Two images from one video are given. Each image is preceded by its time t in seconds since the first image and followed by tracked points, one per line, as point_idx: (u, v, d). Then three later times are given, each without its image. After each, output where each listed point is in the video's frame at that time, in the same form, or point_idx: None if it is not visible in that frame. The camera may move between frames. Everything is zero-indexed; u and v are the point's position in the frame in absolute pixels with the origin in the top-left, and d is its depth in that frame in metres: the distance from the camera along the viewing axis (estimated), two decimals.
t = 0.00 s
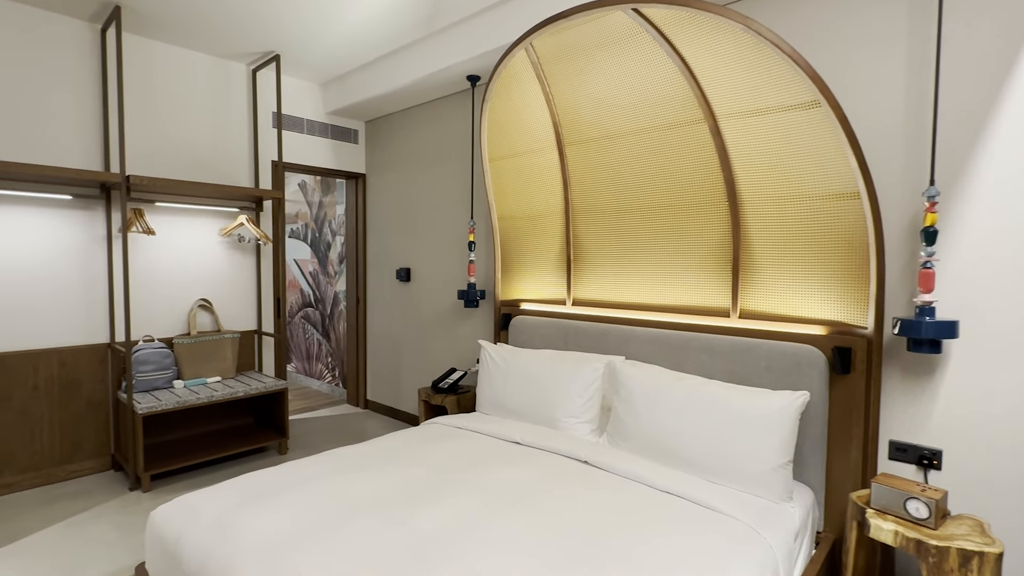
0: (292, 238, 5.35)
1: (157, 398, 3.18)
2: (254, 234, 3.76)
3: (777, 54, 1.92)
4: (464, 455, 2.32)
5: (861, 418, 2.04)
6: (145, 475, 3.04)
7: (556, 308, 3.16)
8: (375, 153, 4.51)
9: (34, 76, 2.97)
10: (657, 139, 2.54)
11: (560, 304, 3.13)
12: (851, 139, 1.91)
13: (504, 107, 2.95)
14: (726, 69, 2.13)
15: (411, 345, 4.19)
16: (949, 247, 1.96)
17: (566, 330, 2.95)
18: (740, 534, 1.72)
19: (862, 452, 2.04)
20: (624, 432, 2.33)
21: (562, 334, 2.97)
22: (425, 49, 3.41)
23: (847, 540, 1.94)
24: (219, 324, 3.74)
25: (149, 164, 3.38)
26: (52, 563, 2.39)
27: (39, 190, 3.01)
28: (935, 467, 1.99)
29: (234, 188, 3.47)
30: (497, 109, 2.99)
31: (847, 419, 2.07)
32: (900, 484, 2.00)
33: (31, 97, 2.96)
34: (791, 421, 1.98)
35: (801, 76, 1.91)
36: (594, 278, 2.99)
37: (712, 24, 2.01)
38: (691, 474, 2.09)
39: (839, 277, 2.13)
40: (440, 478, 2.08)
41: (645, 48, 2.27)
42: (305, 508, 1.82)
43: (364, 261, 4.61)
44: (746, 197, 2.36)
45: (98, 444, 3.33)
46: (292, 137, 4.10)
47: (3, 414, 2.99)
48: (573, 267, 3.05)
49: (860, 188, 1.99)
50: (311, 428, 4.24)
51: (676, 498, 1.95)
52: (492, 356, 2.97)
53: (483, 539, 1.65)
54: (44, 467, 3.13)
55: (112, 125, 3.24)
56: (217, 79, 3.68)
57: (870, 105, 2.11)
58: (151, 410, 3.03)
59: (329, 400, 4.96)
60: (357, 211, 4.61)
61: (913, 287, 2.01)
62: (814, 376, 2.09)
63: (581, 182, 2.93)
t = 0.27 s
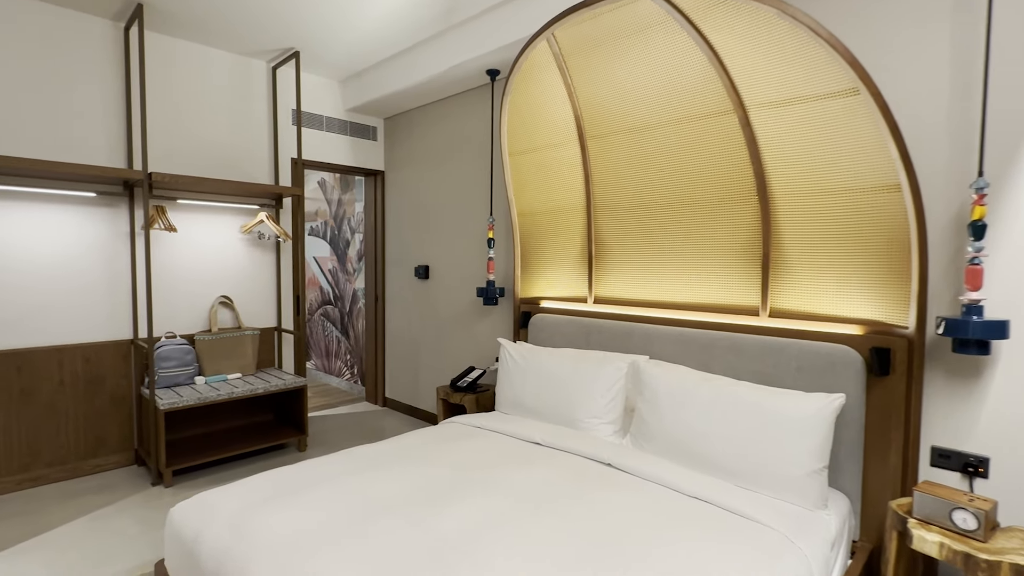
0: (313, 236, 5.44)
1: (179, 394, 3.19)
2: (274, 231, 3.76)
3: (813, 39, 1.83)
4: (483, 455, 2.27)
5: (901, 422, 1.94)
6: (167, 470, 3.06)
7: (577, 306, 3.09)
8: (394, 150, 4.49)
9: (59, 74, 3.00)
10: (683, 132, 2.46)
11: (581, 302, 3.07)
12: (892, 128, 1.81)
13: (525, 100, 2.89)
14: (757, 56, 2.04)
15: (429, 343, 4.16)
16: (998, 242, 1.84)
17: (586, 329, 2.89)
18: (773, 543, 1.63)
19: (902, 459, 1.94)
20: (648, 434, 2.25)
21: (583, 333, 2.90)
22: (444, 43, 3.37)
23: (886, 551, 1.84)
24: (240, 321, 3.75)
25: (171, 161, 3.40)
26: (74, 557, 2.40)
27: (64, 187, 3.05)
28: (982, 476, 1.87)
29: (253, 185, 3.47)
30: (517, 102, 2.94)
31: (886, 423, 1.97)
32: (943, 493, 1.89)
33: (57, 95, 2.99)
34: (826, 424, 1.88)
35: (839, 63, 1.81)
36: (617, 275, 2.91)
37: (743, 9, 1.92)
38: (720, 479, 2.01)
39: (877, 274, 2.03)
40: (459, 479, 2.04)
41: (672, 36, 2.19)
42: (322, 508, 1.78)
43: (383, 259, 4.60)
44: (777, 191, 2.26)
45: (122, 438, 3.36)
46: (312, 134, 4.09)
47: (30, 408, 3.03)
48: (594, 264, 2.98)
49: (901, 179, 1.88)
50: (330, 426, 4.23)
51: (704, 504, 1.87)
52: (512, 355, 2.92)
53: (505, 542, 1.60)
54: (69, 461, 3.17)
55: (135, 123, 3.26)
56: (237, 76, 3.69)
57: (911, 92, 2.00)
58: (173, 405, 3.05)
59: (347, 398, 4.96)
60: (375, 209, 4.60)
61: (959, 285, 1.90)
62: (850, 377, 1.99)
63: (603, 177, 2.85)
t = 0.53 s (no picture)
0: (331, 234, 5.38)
1: (201, 393, 3.18)
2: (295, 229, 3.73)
3: (865, 19, 1.70)
4: (507, 461, 2.19)
5: (959, 433, 1.80)
6: (188, 470, 3.04)
7: (603, 307, 2.99)
8: (415, 147, 4.43)
9: (83, 73, 3.00)
10: (718, 123, 2.34)
11: (608, 303, 2.96)
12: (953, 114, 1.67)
13: (550, 92, 2.80)
14: (801, 40, 1.92)
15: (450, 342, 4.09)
16: None
17: (613, 330, 2.78)
18: (822, 563, 1.51)
19: (960, 473, 1.80)
20: (681, 442, 2.14)
21: (610, 334, 2.79)
22: (466, 36, 3.29)
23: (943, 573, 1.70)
24: (260, 320, 3.73)
25: (193, 159, 3.39)
26: (95, 557, 2.38)
27: (88, 186, 3.05)
28: None
29: (274, 182, 3.43)
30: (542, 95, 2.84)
31: (942, 434, 1.83)
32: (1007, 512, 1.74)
33: (81, 93, 3.00)
34: (878, 435, 1.75)
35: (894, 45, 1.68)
36: (645, 274, 2.80)
37: None
38: (760, 491, 1.89)
39: (933, 273, 1.89)
40: (483, 487, 1.95)
41: (708, 21, 2.08)
42: (342, 515, 1.72)
43: (403, 257, 4.55)
44: (820, 184, 2.12)
45: (145, 437, 3.35)
46: (332, 131, 4.06)
47: (56, 405, 3.05)
48: (622, 262, 2.87)
49: (962, 170, 1.74)
50: (350, 426, 4.20)
51: (744, 518, 1.75)
52: (536, 356, 2.83)
53: (533, 556, 1.51)
54: (93, 458, 3.18)
55: (157, 120, 3.25)
56: (259, 73, 3.67)
57: (970, 77, 1.85)
58: (194, 404, 3.03)
59: (368, 397, 4.93)
60: (396, 206, 4.55)
61: None
62: (903, 384, 1.86)
63: (632, 171, 2.74)
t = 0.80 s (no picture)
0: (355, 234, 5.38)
1: (224, 394, 3.15)
2: (317, 229, 3.69)
3: None
4: (535, 472, 2.09)
5: None
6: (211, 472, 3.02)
7: (633, 309, 2.87)
8: (438, 145, 4.36)
9: (107, 73, 2.99)
10: (759, 116, 2.21)
11: (638, 305, 2.84)
12: None
13: (580, 85, 2.71)
14: (854, 23, 1.80)
15: (473, 345, 4.02)
16: None
17: (644, 334, 2.66)
18: None
19: None
20: (721, 455, 2.02)
21: (640, 338, 2.67)
22: (491, 30, 3.20)
23: None
24: (283, 320, 3.70)
25: (216, 159, 3.37)
26: (118, 561, 2.36)
27: (113, 186, 3.04)
28: None
29: (297, 181, 3.39)
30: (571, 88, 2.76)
31: (1011, 452, 1.68)
32: None
33: (105, 93, 2.99)
34: (941, 453, 1.61)
35: (963, 24, 1.55)
36: (678, 276, 2.67)
37: None
38: (809, 511, 1.76)
39: (1002, 277, 1.73)
40: (511, 500, 1.86)
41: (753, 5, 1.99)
42: (365, 529, 1.65)
43: (425, 257, 4.49)
44: (872, 180, 1.97)
45: (169, 437, 3.34)
46: (355, 130, 4.01)
47: (82, 406, 3.05)
48: (653, 264, 2.75)
49: None
50: (372, 428, 4.16)
51: (793, 542, 1.63)
52: (563, 361, 2.73)
53: None
54: (119, 459, 3.18)
55: (181, 120, 3.24)
56: (281, 71, 3.63)
57: None
58: (217, 406, 3.00)
59: (389, 398, 4.89)
60: (418, 205, 4.49)
61: None
62: (968, 398, 1.71)
63: (664, 168, 2.62)
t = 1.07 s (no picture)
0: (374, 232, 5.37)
1: (242, 395, 3.11)
2: (336, 228, 3.64)
3: None
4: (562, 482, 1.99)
5: None
6: (229, 474, 2.98)
7: (662, 311, 2.75)
8: (458, 142, 4.28)
9: (127, 70, 2.97)
10: (801, 106, 2.10)
11: (668, 307, 2.72)
12: None
13: (610, 76, 2.64)
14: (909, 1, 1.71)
15: (494, 346, 3.93)
16: None
17: (674, 337, 2.54)
18: None
19: None
20: (762, 467, 1.90)
21: (671, 341, 2.56)
22: (514, 22, 3.10)
23: None
24: (302, 320, 3.65)
25: (235, 157, 3.33)
26: (135, 565, 2.32)
27: (132, 184, 3.02)
28: None
29: (316, 179, 3.34)
30: (600, 79, 2.69)
31: None
32: None
33: (124, 90, 2.97)
34: (1013, 472, 1.46)
35: None
36: (710, 276, 2.54)
37: None
38: (861, 532, 1.63)
39: None
40: (537, 513, 1.77)
41: None
42: (385, 542, 1.56)
43: (445, 257, 4.41)
44: (927, 174, 1.83)
45: (189, 438, 3.31)
46: (374, 127, 3.95)
47: (103, 405, 3.03)
48: (683, 263, 2.63)
49: None
50: (391, 429, 4.09)
51: (847, 565, 1.50)
52: (589, 364, 2.62)
53: None
54: (139, 459, 3.15)
55: (200, 117, 3.21)
56: (300, 67, 3.58)
57: None
58: (235, 408, 2.96)
59: (409, 399, 4.83)
60: (438, 204, 4.42)
61: None
62: None
63: (697, 163, 2.50)
